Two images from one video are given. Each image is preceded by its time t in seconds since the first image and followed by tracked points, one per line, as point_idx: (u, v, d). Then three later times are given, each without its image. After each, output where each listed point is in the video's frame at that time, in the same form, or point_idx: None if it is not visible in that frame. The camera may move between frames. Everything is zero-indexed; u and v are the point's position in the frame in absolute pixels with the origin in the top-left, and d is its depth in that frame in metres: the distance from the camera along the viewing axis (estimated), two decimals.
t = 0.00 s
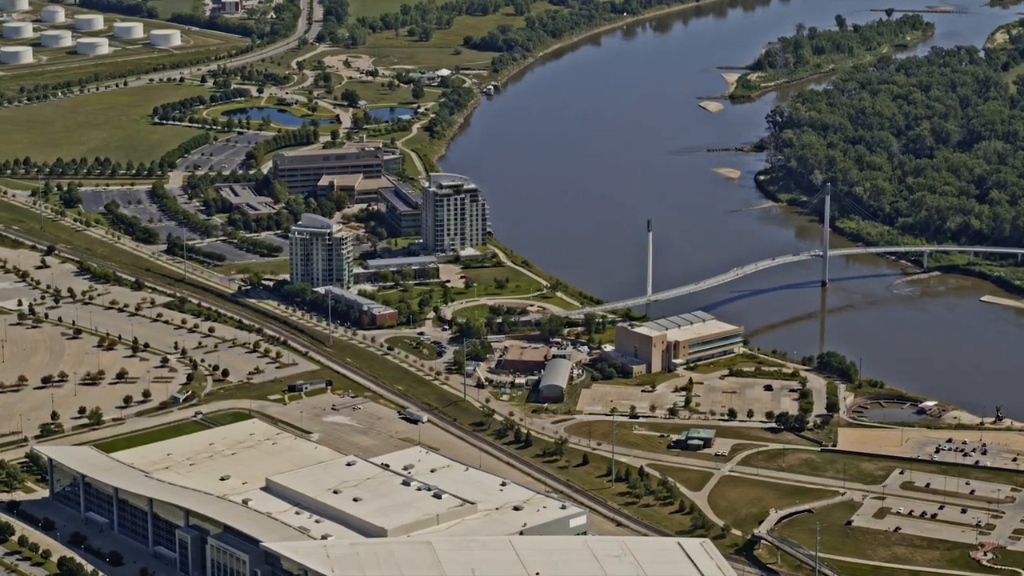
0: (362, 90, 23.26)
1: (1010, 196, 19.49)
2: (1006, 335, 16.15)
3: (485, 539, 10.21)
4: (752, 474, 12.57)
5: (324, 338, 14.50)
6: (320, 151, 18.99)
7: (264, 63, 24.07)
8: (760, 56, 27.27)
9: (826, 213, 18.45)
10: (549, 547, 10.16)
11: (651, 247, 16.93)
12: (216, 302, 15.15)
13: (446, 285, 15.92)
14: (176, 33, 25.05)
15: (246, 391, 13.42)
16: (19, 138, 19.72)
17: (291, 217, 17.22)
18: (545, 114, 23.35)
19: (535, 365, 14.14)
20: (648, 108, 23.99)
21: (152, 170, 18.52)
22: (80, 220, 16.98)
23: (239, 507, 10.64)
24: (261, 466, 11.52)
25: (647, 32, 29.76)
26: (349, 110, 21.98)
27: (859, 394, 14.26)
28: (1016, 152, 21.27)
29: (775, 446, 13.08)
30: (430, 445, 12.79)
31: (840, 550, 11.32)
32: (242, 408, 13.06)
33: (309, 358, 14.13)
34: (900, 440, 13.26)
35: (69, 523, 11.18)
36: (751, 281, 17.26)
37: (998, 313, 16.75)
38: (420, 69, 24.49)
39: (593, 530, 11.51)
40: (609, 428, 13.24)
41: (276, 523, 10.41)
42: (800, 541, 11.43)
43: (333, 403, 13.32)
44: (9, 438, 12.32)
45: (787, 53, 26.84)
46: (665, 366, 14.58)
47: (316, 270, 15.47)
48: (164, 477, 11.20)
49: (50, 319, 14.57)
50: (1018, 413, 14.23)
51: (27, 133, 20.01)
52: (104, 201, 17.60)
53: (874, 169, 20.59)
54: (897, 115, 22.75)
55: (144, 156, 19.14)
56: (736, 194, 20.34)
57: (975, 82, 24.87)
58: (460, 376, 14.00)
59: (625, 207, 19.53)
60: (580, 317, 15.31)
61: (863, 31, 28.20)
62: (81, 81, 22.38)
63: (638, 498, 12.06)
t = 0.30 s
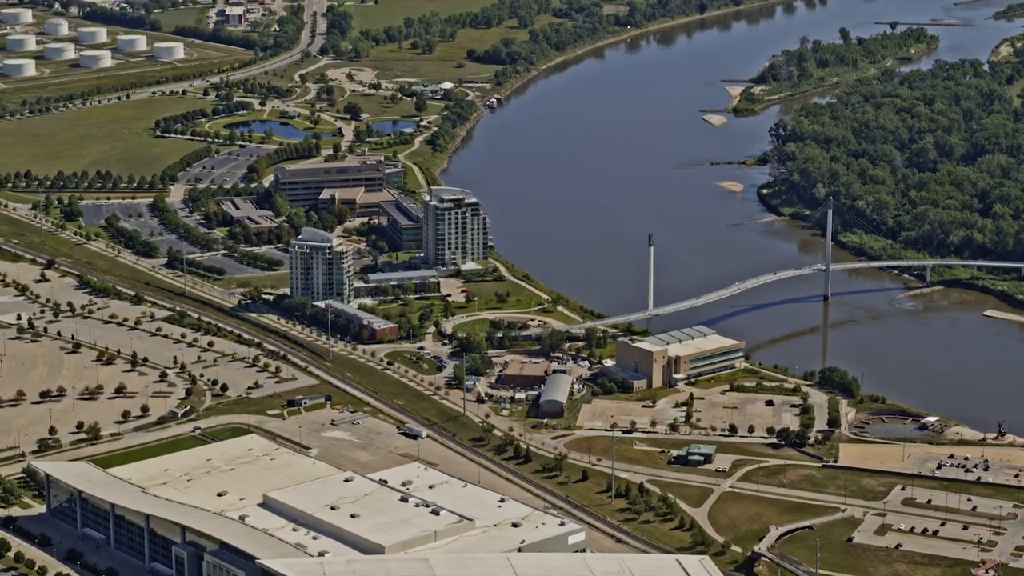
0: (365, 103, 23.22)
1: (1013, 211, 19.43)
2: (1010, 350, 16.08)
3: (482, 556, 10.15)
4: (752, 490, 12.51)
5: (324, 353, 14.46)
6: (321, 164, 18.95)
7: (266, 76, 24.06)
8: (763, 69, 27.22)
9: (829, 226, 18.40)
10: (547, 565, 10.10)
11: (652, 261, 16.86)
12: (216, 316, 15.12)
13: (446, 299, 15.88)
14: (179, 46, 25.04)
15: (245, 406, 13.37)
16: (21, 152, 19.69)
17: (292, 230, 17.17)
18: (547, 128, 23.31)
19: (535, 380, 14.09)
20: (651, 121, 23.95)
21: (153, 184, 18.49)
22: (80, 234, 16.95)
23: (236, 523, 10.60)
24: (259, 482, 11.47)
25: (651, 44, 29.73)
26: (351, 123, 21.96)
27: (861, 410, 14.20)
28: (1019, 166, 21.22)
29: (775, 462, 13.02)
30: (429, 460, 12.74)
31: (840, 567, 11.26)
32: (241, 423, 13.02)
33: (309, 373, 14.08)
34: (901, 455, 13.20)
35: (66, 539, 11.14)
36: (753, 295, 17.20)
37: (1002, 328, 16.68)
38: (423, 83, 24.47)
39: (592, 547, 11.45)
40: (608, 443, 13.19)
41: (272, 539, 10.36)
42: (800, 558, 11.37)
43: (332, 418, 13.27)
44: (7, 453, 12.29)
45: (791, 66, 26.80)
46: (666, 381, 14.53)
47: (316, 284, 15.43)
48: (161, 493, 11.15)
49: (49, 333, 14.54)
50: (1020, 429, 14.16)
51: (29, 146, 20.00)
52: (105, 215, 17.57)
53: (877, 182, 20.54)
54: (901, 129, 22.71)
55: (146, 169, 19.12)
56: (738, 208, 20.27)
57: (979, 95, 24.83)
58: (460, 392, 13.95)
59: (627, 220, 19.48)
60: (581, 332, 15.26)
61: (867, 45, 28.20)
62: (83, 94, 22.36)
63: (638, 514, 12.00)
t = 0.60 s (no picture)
0: (365, 118, 23.20)
1: (1014, 226, 19.37)
2: (1011, 366, 16.01)
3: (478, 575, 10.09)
4: (751, 508, 12.44)
5: (322, 369, 14.41)
6: (321, 179, 18.92)
7: (267, 91, 24.04)
8: (765, 83, 27.18)
9: (830, 242, 18.33)
10: None
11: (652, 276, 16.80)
12: (214, 331, 15.08)
13: (445, 315, 15.82)
14: (180, 60, 25.03)
15: (242, 423, 13.32)
16: (21, 167, 19.67)
17: (291, 245, 17.13)
18: (548, 142, 23.27)
19: (534, 397, 14.03)
20: (652, 136, 23.90)
21: (153, 199, 18.46)
22: (79, 249, 16.92)
23: (230, 541, 10.54)
24: (255, 500, 11.42)
25: (653, 59, 29.69)
26: (352, 138, 21.93)
27: (861, 427, 14.13)
28: (1021, 181, 21.16)
29: (774, 480, 12.96)
30: (426, 478, 12.68)
31: None
32: (237, 441, 12.96)
33: (306, 389, 14.03)
34: (901, 473, 13.13)
35: (60, 557, 11.09)
36: (754, 311, 17.13)
37: (1003, 345, 16.61)
38: (424, 97, 24.44)
39: (589, 565, 11.39)
40: (606, 461, 13.12)
41: (267, 558, 10.30)
42: None
43: (330, 435, 13.21)
44: (2, 470, 12.24)
45: (793, 80, 26.75)
46: (665, 398, 14.46)
47: (314, 300, 15.39)
48: (156, 511, 11.11)
49: (46, 349, 14.51)
50: (1021, 446, 14.09)
51: (29, 161, 19.97)
52: (104, 230, 17.54)
53: (878, 198, 20.49)
54: (903, 144, 22.66)
55: (145, 184, 19.09)
56: (739, 224, 20.21)
57: (981, 110, 24.78)
58: (458, 408, 13.89)
59: (627, 235, 19.43)
60: (581, 348, 15.20)
61: (868, 59, 28.18)
62: (83, 108, 22.35)
63: (635, 532, 11.93)
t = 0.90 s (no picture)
0: (365, 132, 23.17)
1: (1015, 240, 19.31)
2: (1012, 382, 15.94)
3: None
4: (748, 526, 12.38)
5: (319, 385, 14.35)
6: (319, 193, 18.88)
7: (267, 105, 24.02)
8: (766, 97, 27.14)
9: (830, 256, 18.27)
10: None
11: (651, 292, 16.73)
12: (211, 347, 15.03)
13: (443, 330, 15.77)
14: (180, 74, 25.01)
15: (238, 438, 13.26)
16: (19, 181, 19.64)
17: (288, 260, 17.09)
18: (548, 156, 23.24)
19: (531, 413, 13.98)
20: (653, 150, 23.85)
21: (151, 213, 18.42)
22: (76, 264, 16.88)
23: (224, 559, 10.49)
24: (249, 516, 11.37)
25: (654, 72, 29.67)
26: (351, 152, 21.90)
27: (860, 443, 14.06)
28: (1022, 196, 21.10)
29: (773, 497, 12.89)
30: (422, 494, 12.62)
31: None
32: (233, 457, 12.91)
33: (303, 405, 13.97)
34: (900, 489, 13.06)
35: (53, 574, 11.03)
36: (753, 326, 17.06)
37: (1004, 360, 16.54)
38: (424, 111, 24.41)
39: None
40: (604, 477, 13.06)
41: None
42: None
43: (326, 451, 13.16)
44: None
45: (794, 94, 26.72)
46: (663, 414, 14.40)
47: (312, 316, 15.34)
48: (150, 528, 11.06)
49: (42, 365, 14.47)
50: (1021, 462, 14.02)
51: (27, 174, 19.95)
52: (101, 245, 17.51)
53: (879, 212, 20.44)
54: (903, 158, 22.62)
55: (144, 198, 19.06)
56: (740, 239, 20.14)
57: (982, 124, 24.74)
58: (455, 424, 13.84)
59: (626, 250, 19.38)
60: (579, 363, 15.15)
61: (869, 73, 28.16)
62: (83, 122, 22.33)
63: (632, 549, 11.86)
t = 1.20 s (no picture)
0: (364, 148, 23.13)
1: (1015, 257, 19.25)
2: (1011, 400, 15.87)
3: None
4: (745, 545, 12.31)
5: (315, 403, 14.30)
6: (317, 210, 18.84)
7: (266, 121, 24.01)
8: (766, 113, 27.11)
9: (829, 273, 18.20)
10: None
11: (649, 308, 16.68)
12: (207, 364, 14.98)
13: (440, 347, 15.73)
14: (179, 90, 25.00)
15: (233, 457, 13.21)
16: (16, 197, 19.61)
17: (285, 276, 17.05)
18: (547, 172, 23.19)
19: (528, 430, 13.91)
20: (653, 166, 23.79)
21: (148, 230, 18.38)
22: (73, 280, 16.85)
23: None
24: (243, 536, 11.32)
25: (654, 88, 29.66)
26: (349, 168, 21.87)
27: (858, 462, 13.99)
28: (1022, 212, 21.05)
29: (770, 516, 12.82)
30: (418, 513, 12.55)
31: None
32: (228, 475, 12.86)
33: (299, 423, 13.92)
34: (898, 508, 12.99)
35: None
36: (751, 344, 17.00)
37: (1003, 378, 16.47)
38: (423, 127, 24.39)
39: None
40: (600, 496, 13.00)
41: None
42: None
43: (321, 470, 13.10)
44: None
45: (794, 110, 26.67)
46: (660, 432, 14.33)
47: (308, 333, 15.29)
48: (142, 548, 11.01)
49: (37, 382, 14.42)
50: (1019, 481, 13.96)
51: (25, 191, 19.92)
52: (98, 261, 17.47)
53: (878, 229, 20.40)
54: (903, 174, 22.57)
55: (142, 214, 19.02)
56: (739, 255, 20.08)
57: (982, 140, 24.70)
58: (451, 443, 13.78)
59: (623, 267, 19.32)
60: (576, 381, 15.09)
61: (869, 88, 28.16)
62: (81, 138, 22.31)
63: (628, 568, 11.80)
